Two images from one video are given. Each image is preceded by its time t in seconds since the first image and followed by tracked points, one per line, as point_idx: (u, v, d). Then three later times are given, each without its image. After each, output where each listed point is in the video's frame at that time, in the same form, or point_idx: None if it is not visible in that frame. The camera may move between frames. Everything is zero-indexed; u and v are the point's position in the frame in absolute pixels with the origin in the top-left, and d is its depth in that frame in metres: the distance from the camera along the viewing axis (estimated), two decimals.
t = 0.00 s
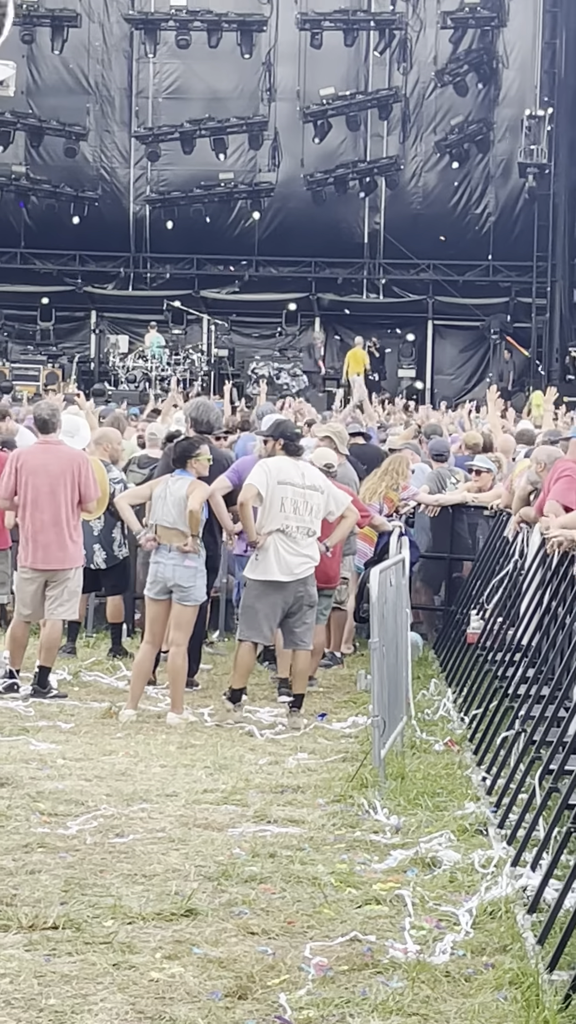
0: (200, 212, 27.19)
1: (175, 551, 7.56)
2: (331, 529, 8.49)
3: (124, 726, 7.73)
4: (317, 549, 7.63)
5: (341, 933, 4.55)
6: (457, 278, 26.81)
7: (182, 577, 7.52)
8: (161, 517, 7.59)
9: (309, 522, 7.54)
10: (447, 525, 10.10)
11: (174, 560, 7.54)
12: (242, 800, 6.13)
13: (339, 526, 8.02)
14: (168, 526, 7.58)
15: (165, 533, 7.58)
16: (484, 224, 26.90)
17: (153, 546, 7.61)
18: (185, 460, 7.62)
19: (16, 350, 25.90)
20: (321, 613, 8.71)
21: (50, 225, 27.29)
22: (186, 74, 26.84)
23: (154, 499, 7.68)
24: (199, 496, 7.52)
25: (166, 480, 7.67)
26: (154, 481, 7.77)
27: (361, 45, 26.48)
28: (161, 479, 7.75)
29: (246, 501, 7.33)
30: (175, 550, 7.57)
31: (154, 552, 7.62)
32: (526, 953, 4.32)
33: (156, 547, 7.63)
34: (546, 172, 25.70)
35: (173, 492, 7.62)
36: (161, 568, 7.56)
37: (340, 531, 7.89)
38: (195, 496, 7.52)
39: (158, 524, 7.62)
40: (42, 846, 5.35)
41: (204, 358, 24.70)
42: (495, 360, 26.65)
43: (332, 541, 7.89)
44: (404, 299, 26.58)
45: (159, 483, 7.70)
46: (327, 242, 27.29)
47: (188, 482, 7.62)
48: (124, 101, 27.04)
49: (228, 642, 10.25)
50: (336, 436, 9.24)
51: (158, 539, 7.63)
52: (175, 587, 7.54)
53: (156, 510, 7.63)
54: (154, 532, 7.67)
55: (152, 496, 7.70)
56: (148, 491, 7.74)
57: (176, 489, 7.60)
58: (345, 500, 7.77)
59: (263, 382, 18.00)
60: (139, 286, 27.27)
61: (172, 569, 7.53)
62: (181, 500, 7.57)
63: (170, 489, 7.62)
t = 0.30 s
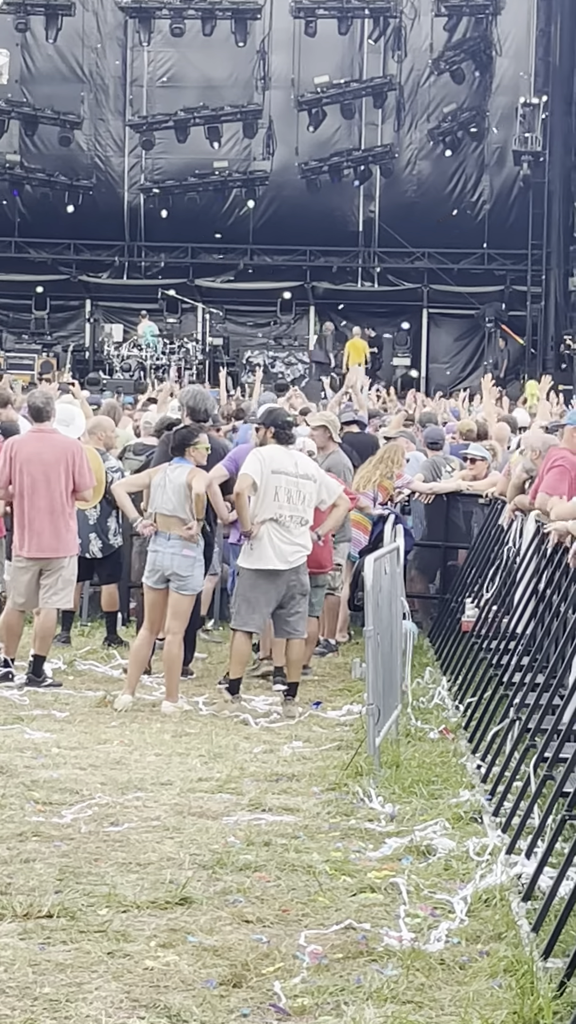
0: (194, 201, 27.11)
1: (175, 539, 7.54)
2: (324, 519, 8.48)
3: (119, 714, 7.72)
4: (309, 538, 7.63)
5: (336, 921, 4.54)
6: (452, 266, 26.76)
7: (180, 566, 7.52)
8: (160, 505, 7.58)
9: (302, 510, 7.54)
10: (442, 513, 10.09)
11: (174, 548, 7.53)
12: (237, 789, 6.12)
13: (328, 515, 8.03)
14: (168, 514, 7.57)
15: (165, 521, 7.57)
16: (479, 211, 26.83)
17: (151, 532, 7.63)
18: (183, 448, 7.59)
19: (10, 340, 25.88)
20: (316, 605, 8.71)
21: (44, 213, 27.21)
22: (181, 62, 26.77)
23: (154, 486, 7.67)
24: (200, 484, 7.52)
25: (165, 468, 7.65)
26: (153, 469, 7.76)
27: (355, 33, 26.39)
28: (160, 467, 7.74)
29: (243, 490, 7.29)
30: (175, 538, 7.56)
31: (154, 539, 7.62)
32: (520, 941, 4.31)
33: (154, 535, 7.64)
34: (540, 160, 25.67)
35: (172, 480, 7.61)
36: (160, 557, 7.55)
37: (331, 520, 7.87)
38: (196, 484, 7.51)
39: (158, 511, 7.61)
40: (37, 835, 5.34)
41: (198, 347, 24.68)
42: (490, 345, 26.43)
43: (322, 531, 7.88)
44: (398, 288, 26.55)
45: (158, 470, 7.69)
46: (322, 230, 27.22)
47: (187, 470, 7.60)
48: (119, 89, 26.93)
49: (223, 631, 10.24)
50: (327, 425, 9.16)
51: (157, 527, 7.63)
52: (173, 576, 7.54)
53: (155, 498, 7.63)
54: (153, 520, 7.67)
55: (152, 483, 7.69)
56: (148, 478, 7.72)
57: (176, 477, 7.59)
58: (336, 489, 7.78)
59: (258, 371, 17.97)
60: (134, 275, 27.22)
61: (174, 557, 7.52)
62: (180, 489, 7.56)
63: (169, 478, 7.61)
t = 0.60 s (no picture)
0: (188, 195, 27.09)
1: (171, 533, 7.53)
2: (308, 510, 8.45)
3: (114, 708, 7.71)
4: (293, 532, 7.62)
5: (331, 916, 4.54)
6: (446, 260, 26.75)
7: (176, 560, 7.50)
8: (156, 500, 7.59)
9: (284, 505, 7.52)
10: (437, 507, 10.08)
11: (170, 542, 7.51)
12: (232, 783, 6.11)
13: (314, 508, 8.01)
14: (164, 509, 7.57)
15: (162, 516, 7.58)
16: (474, 204, 26.80)
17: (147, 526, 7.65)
18: (180, 443, 7.57)
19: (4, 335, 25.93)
20: (301, 600, 8.65)
21: (38, 207, 27.20)
22: (176, 56, 26.78)
23: (151, 480, 7.68)
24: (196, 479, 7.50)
25: (162, 462, 7.66)
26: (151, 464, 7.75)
27: (349, 26, 26.33)
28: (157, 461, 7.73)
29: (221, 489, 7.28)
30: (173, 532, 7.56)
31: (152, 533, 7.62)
32: (516, 935, 4.31)
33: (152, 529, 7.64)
34: (535, 154, 25.68)
35: (168, 474, 7.61)
36: (156, 551, 7.53)
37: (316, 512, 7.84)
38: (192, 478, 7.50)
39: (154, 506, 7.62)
40: (32, 830, 5.33)
41: (193, 341, 24.68)
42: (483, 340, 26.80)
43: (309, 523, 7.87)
44: (393, 281, 26.55)
45: (154, 465, 7.71)
46: (316, 223, 27.20)
47: (184, 465, 7.60)
48: (113, 83, 26.85)
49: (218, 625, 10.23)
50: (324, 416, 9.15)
51: (154, 521, 7.63)
52: (169, 570, 7.52)
53: (153, 493, 7.64)
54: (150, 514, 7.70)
55: (149, 478, 7.69)
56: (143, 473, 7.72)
57: (173, 472, 7.59)
58: (322, 481, 7.73)
59: (252, 367, 17.96)
60: (128, 270, 27.18)
61: (173, 551, 7.50)
62: (175, 484, 7.56)
63: (165, 472, 7.61)
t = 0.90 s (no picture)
0: (180, 194, 27.06)
1: (165, 532, 7.56)
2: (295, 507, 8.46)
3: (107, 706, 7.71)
4: (278, 530, 7.60)
5: (324, 914, 4.54)
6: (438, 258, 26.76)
7: (169, 559, 7.51)
8: (151, 497, 7.59)
9: (268, 503, 7.50)
10: (429, 504, 10.09)
11: (164, 541, 7.54)
12: (225, 781, 6.12)
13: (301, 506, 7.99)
14: (157, 506, 7.57)
15: (155, 514, 7.59)
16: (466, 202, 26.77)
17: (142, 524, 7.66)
18: (181, 443, 7.62)
19: None
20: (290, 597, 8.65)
21: (30, 205, 27.20)
22: (166, 54, 26.73)
23: (146, 477, 7.68)
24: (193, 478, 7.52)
25: (159, 459, 7.67)
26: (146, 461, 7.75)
27: (341, 24, 26.31)
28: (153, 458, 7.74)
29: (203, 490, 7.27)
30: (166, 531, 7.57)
31: (145, 531, 7.63)
32: (509, 932, 4.31)
33: (145, 527, 7.64)
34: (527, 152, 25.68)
35: (165, 472, 7.61)
36: (149, 549, 7.55)
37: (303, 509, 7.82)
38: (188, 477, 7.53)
39: (149, 504, 7.61)
40: (25, 829, 5.33)
41: (185, 339, 24.65)
42: (476, 336, 26.83)
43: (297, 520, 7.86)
44: (385, 279, 26.55)
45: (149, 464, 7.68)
46: (308, 221, 27.20)
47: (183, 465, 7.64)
48: (105, 81, 26.84)
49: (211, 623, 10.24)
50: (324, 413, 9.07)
51: (148, 518, 7.64)
52: (161, 568, 7.53)
53: (148, 490, 7.63)
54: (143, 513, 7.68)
55: (144, 475, 7.69)
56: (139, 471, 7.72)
57: (169, 471, 7.59)
58: (307, 478, 7.70)
59: (244, 365, 17.95)
60: (120, 268, 27.16)
61: (165, 550, 7.52)
62: (171, 482, 7.58)
63: (162, 470, 7.62)
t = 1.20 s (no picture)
0: (168, 198, 27.03)
1: (157, 537, 7.55)
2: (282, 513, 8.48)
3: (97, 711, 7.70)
4: (266, 535, 7.60)
5: (315, 917, 4.55)
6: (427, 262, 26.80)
7: (163, 564, 7.52)
8: (143, 502, 7.58)
9: (254, 509, 7.50)
10: (419, 507, 10.10)
11: (156, 546, 7.54)
12: (216, 786, 6.11)
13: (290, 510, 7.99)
14: (149, 511, 7.57)
15: (145, 519, 7.58)
16: (455, 206, 26.79)
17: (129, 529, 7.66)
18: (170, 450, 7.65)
19: None
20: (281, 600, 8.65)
21: (18, 209, 27.19)
22: (155, 58, 26.69)
23: (136, 482, 7.67)
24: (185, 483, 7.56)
25: (149, 465, 7.67)
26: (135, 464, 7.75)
27: (329, 29, 26.34)
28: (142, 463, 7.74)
29: (190, 496, 7.30)
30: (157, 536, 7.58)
31: (133, 537, 7.62)
32: (500, 935, 4.32)
33: (134, 532, 7.64)
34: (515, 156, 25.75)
35: (157, 476, 7.62)
36: (142, 555, 7.54)
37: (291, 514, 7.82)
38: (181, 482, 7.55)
39: (139, 508, 7.60)
40: (15, 834, 5.32)
41: (174, 344, 24.61)
42: (465, 342, 26.99)
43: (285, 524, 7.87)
44: (374, 283, 26.59)
45: (140, 467, 7.69)
46: (296, 225, 27.21)
47: (173, 470, 7.67)
48: (93, 85, 26.83)
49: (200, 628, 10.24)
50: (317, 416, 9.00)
51: (137, 523, 7.62)
52: (155, 573, 7.53)
53: (138, 495, 7.63)
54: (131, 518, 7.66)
55: (134, 480, 7.68)
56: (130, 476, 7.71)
57: (160, 475, 7.61)
58: (294, 481, 7.71)
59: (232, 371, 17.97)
60: (109, 272, 27.19)
61: (157, 555, 7.52)
62: (165, 486, 7.60)
63: (153, 475, 7.62)
